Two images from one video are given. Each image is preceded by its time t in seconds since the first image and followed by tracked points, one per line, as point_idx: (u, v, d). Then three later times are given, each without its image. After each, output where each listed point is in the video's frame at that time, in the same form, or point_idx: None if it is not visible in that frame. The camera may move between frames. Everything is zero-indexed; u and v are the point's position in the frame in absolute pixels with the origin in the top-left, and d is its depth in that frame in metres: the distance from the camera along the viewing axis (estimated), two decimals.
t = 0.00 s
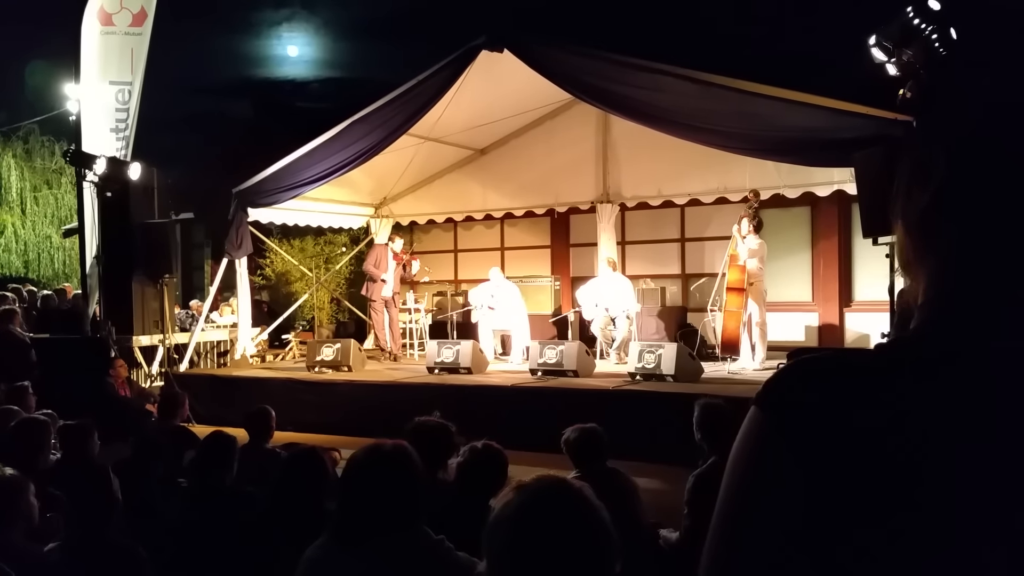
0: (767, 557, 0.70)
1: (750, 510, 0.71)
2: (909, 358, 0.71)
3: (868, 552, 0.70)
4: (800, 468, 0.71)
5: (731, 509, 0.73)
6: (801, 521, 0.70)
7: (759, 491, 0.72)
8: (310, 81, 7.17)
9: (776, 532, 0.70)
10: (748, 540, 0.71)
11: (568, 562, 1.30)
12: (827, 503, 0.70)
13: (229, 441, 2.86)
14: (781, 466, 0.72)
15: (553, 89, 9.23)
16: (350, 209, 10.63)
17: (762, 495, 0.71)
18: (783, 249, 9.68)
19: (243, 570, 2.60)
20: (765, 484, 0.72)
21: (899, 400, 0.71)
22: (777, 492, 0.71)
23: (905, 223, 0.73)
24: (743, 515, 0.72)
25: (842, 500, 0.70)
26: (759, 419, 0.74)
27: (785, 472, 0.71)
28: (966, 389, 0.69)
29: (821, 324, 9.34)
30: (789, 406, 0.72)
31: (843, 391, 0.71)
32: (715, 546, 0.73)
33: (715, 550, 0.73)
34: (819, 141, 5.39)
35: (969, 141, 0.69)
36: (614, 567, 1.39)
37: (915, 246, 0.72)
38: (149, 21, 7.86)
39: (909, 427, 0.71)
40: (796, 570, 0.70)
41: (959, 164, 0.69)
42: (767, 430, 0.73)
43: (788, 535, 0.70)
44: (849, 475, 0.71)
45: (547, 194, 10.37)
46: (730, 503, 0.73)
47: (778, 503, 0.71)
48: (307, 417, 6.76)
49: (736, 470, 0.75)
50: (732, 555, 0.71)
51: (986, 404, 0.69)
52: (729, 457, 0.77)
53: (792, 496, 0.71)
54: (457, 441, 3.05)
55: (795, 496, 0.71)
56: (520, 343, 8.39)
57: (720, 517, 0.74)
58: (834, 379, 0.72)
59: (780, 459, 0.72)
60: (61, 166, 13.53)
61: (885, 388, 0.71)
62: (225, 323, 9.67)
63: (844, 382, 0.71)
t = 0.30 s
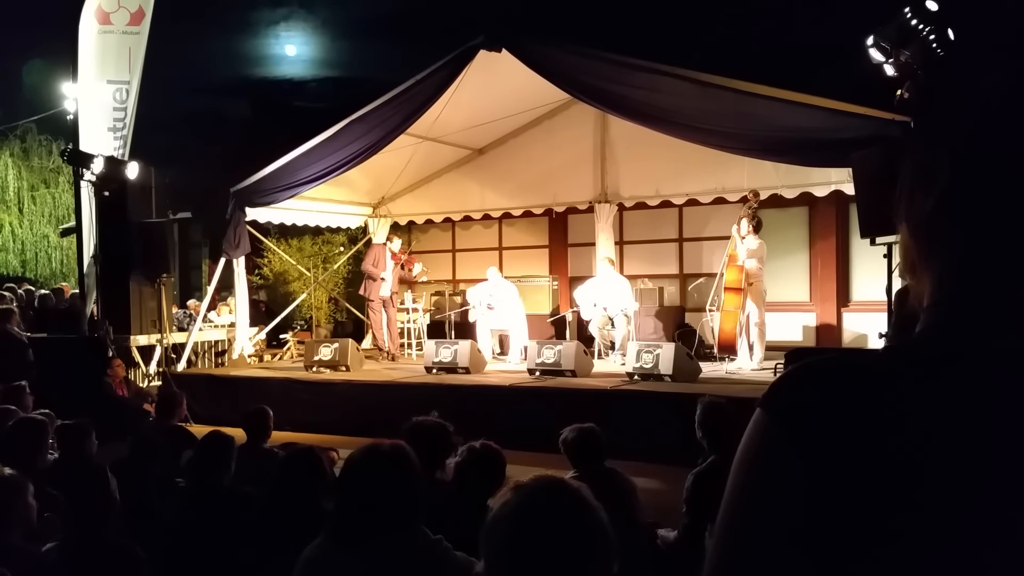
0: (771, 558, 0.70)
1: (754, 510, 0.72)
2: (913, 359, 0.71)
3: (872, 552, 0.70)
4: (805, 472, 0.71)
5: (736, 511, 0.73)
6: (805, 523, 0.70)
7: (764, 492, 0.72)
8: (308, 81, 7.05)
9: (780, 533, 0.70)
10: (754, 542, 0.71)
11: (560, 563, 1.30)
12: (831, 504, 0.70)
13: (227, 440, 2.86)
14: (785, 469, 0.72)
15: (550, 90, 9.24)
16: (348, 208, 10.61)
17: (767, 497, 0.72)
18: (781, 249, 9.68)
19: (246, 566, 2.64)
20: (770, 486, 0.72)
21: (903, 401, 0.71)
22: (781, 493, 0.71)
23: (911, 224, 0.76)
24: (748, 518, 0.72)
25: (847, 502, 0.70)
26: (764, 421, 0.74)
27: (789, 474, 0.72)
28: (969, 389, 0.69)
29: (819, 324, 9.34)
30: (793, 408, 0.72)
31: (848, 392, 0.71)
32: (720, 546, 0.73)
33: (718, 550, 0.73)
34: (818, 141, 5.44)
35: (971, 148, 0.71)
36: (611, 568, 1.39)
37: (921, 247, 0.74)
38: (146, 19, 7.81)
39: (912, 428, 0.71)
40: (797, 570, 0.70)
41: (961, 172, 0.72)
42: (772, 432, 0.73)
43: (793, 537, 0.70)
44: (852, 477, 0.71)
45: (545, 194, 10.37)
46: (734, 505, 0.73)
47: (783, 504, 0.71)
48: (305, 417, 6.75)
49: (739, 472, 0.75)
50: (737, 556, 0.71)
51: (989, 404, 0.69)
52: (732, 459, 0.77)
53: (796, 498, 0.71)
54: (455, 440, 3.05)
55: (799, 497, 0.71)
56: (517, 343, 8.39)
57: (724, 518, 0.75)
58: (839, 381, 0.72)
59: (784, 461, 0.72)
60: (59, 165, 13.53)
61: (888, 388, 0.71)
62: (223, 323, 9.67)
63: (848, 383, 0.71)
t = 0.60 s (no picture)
0: (777, 556, 0.74)
1: (763, 509, 0.75)
2: (917, 357, 0.75)
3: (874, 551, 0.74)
4: (810, 472, 0.75)
5: (745, 509, 0.76)
6: (812, 524, 0.74)
7: (773, 492, 0.75)
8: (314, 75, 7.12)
9: (786, 532, 0.74)
10: (762, 537, 0.74)
11: (563, 562, 1.30)
12: (836, 503, 0.74)
13: (232, 433, 2.87)
14: (793, 469, 0.75)
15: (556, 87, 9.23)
16: (353, 203, 10.63)
17: (775, 496, 0.75)
18: (788, 248, 9.66)
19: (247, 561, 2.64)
20: (777, 486, 0.75)
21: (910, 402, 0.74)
22: (788, 491, 0.75)
23: (922, 224, 0.76)
24: (757, 515, 0.75)
25: (850, 500, 0.74)
26: (772, 421, 0.78)
27: (796, 472, 0.75)
28: (968, 390, 0.73)
29: (825, 323, 9.31)
30: (802, 408, 0.76)
31: (855, 391, 0.75)
32: (729, 542, 0.77)
33: (729, 546, 0.77)
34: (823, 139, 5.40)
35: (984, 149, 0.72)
36: (612, 564, 1.39)
37: (933, 243, 0.75)
38: (156, 13, 7.83)
39: (914, 431, 0.74)
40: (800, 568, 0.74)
41: (977, 170, 0.72)
42: (781, 431, 0.76)
43: (795, 536, 0.74)
44: (856, 475, 0.74)
45: (551, 190, 10.33)
46: (743, 503, 0.77)
47: (791, 503, 0.74)
48: (309, 410, 6.77)
49: (748, 472, 0.79)
50: (746, 552, 0.75)
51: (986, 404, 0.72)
52: (742, 458, 0.81)
53: (804, 496, 0.74)
54: (460, 435, 3.05)
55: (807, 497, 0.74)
56: (521, 339, 8.40)
57: (734, 515, 0.78)
58: (847, 379, 0.76)
59: (791, 459, 0.75)
60: (67, 158, 13.60)
61: (892, 386, 0.75)
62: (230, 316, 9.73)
63: (855, 381, 0.75)
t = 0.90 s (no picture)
0: (787, 557, 0.72)
1: (773, 507, 0.73)
2: (923, 354, 0.74)
3: (880, 554, 0.72)
4: (818, 470, 0.73)
5: (754, 507, 0.74)
6: (821, 525, 0.72)
7: (781, 491, 0.74)
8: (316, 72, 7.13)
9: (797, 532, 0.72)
10: (772, 537, 0.73)
11: (570, 560, 1.30)
12: (843, 505, 0.73)
13: (238, 432, 2.86)
14: (802, 468, 0.73)
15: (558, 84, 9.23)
16: (358, 203, 10.66)
17: (784, 496, 0.73)
18: (793, 244, 9.67)
19: (253, 562, 2.63)
20: (785, 485, 0.74)
21: (916, 399, 0.73)
22: (797, 490, 0.73)
23: (930, 220, 0.74)
24: (767, 512, 0.74)
25: (857, 500, 0.73)
26: (782, 417, 0.76)
27: (806, 468, 0.73)
28: (975, 387, 0.72)
29: (829, 318, 9.31)
30: (815, 398, 0.74)
31: (862, 386, 0.74)
32: (738, 543, 0.75)
33: (738, 547, 0.75)
34: (819, 134, 5.38)
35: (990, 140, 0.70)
36: (617, 561, 1.39)
37: (942, 241, 0.73)
38: (158, 14, 7.87)
39: (919, 427, 0.73)
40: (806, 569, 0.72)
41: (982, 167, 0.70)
42: (790, 426, 0.75)
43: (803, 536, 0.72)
44: (863, 472, 0.73)
45: (556, 187, 10.34)
46: (752, 501, 0.75)
47: (799, 503, 0.73)
48: (315, 410, 6.77)
49: (756, 470, 0.77)
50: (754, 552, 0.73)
51: (990, 401, 0.72)
52: (750, 456, 0.79)
53: (812, 497, 0.73)
54: (465, 433, 3.06)
55: (816, 495, 0.73)
56: (527, 337, 8.41)
57: (743, 513, 0.76)
58: (855, 375, 0.74)
59: (799, 457, 0.74)
60: (72, 159, 13.66)
61: (896, 380, 0.74)
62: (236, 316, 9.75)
63: (862, 374, 0.74)
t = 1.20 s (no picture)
0: (784, 556, 0.73)
1: (765, 508, 0.74)
2: (923, 348, 0.74)
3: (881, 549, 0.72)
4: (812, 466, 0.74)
5: (747, 507, 0.75)
6: (818, 524, 0.73)
7: (774, 491, 0.74)
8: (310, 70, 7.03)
9: (793, 526, 0.73)
10: (765, 536, 0.73)
11: (569, 560, 1.27)
12: (839, 501, 0.73)
13: (231, 436, 2.81)
14: (796, 463, 0.74)
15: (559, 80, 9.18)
16: (351, 201, 10.56)
17: (777, 496, 0.74)
18: (790, 241, 9.74)
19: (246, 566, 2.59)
20: (778, 482, 0.74)
21: (915, 392, 0.73)
22: (793, 486, 0.74)
23: (926, 218, 0.76)
24: (759, 512, 0.74)
25: (854, 494, 0.73)
26: (780, 412, 0.77)
27: (800, 466, 0.74)
28: (973, 385, 0.72)
29: (828, 316, 9.38)
30: (805, 401, 0.75)
31: (857, 384, 0.75)
32: (731, 543, 0.76)
33: (731, 544, 0.76)
34: (814, 131, 5.42)
35: (982, 140, 0.72)
36: (617, 563, 1.36)
37: (938, 239, 0.75)
38: (150, 12, 7.80)
39: (919, 427, 0.73)
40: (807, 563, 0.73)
41: (980, 164, 0.72)
42: (790, 422, 0.75)
43: (800, 533, 0.73)
44: (865, 465, 0.74)
45: (554, 185, 10.32)
46: (745, 500, 0.76)
47: (791, 501, 0.73)
48: (309, 411, 6.71)
49: (750, 469, 0.77)
50: (747, 552, 0.74)
51: (989, 400, 0.72)
52: (745, 456, 0.79)
53: (806, 495, 0.73)
54: (461, 435, 3.02)
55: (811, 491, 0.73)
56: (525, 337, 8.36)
57: (736, 512, 0.77)
58: (853, 369, 0.75)
59: (792, 454, 0.74)
60: (60, 159, 13.33)
61: (897, 369, 0.74)
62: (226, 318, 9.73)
63: (861, 369, 0.75)
